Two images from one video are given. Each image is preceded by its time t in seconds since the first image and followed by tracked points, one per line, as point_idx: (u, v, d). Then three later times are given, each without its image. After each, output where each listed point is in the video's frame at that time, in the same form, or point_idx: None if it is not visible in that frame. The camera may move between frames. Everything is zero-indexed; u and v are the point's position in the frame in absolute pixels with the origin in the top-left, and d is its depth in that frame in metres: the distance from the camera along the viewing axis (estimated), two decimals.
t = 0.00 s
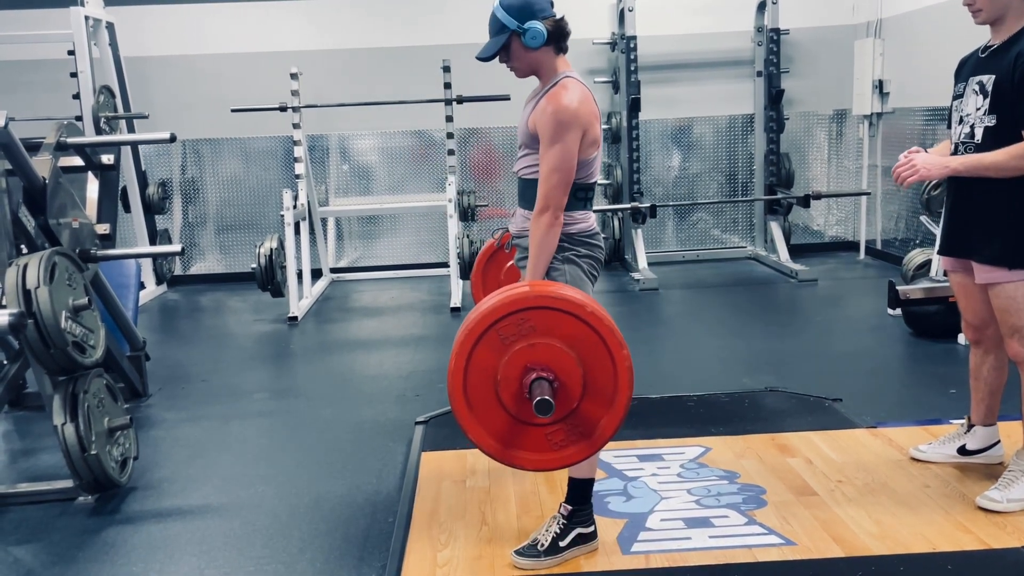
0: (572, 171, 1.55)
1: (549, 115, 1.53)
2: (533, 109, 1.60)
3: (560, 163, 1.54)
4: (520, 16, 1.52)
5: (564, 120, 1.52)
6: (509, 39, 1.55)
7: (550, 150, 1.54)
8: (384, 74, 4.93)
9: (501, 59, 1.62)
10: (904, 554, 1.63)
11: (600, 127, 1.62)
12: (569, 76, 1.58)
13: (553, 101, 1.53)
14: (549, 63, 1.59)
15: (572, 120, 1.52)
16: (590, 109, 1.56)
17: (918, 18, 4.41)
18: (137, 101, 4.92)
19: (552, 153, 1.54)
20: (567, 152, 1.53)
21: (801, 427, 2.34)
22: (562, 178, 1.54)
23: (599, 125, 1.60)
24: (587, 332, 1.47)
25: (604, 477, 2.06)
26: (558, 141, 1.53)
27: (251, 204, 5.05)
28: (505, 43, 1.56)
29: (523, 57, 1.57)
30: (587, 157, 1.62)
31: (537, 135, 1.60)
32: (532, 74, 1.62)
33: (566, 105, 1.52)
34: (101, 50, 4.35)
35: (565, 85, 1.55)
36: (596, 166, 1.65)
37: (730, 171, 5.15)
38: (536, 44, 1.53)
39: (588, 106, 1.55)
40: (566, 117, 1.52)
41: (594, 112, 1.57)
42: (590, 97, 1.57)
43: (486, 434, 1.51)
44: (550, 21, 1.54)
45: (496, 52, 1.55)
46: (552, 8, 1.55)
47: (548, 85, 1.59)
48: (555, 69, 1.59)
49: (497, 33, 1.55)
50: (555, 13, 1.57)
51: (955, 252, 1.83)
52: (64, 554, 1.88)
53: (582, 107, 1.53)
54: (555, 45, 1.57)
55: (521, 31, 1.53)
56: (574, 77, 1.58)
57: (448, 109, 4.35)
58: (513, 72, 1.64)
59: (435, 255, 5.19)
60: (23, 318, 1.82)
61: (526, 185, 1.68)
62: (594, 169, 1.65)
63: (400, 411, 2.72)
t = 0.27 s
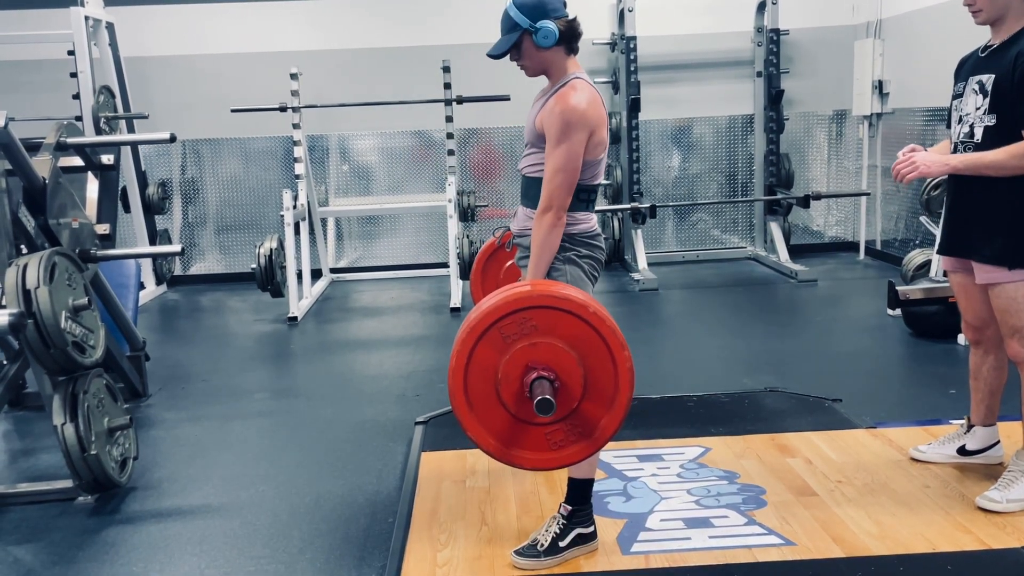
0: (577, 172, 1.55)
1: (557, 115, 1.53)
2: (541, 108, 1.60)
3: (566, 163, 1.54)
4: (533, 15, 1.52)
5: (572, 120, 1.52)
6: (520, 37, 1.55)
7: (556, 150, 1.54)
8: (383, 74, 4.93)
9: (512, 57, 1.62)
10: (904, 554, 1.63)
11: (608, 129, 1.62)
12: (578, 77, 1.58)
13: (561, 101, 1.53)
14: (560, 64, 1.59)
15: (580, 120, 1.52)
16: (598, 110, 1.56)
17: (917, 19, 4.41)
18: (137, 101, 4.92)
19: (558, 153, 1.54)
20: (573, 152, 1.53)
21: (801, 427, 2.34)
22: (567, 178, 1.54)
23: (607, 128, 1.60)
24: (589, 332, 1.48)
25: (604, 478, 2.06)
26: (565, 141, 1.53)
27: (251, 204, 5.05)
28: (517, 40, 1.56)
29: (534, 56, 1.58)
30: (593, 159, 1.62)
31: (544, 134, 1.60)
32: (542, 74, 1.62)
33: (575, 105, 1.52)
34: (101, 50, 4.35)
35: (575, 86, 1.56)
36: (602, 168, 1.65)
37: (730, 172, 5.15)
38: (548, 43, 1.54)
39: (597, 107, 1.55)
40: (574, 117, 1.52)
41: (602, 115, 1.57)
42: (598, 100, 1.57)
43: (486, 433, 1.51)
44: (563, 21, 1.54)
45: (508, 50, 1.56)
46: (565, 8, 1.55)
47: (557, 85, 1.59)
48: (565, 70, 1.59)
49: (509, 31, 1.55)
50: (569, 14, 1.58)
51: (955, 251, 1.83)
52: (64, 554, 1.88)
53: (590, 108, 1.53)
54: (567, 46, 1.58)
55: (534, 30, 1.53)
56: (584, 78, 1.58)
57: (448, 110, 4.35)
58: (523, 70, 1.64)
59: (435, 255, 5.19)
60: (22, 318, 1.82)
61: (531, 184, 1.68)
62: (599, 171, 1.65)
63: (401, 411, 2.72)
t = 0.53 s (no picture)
0: (577, 173, 1.55)
1: (557, 116, 1.53)
2: (541, 110, 1.61)
3: (566, 164, 1.54)
4: (530, 17, 1.52)
5: (571, 121, 1.52)
6: (519, 40, 1.55)
7: (556, 152, 1.54)
8: (383, 74, 4.94)
9: (511, 59, 1.62)
10: (903, 554, 1.64)
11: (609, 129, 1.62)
12: (578, 77, 1.58)
13: (561, 103, 1.53)
14: (558, 64, 1.59)
15: (580, 121, 1.52)
16: (598, 111, 1.56)
17: (917, 19, 4.41)
18: (137, 101, 4.92)
19: (559, 154, 1.54)
20: (574, 153, 1.54)
21: (801, 428, 2.34)
22: (568, 179, 1.54)
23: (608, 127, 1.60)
24: (590, 333, 1.48)
25: (604, 478, 2.06)
26: (565, 142, 1.53)
27: (251, 204, 5.05)
28: (515, 43, 1.56)
29: (532, 57, 1.58)
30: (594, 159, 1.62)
31: (544, 136, 1.60)
32: (541, 75, 1.62)
33: (574, 106, 1.53)
34: (102, 50, 4.36)
35: (574, 86, 1.56)
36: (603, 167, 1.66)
37: (730, 172, 5.15)
38: (545, 45, 1.54)
39: (596, 108, 1.56)
40: (574, 118, 1.52)
41: (602, 114, 1.58)
42: (597, 100, 1.57)
43: (487, 433, 1.50)
44: (560, 22, 1.54)
45: (505, 53, 1.56)
46: (561, 9, 1.55)
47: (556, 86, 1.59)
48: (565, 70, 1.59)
49: (507, 33, 1.55)
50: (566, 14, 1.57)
51: (955, 252, 1.84)
52: (64, 554, 1.88)
53: (590, 109, 1.53)
54: (565, 46, 1.57)
55: (530, 32, 1.53)
56: (583, 78, 1.58)
57: (448, 110, 4.35)
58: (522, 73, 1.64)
59: (435, 256, 5.20)
60: (22, 318, 1.82)
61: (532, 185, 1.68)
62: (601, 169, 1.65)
63: (400, 411, 2.72)
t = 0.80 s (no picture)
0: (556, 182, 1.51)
1: (524, 133, 1.50)
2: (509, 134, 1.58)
3: (543, 177, 1.50)
4: (463, 52, 1.50)
5: (540, 132, 1.49)
6: (463, 78, 1.53)
7: (531, 168, 1.51)
8: (383, 75, 4.94)
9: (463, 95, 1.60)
10: (903, 555, 1.64)
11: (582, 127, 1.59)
12: (532, 89, 1.55)
13: (527, 118, 1.50)
14: (510, 83, 1.55)
15: (548, 130, 1.49)
16: (563, 115, 1.53)
17: (917, 20, 4.41)
18: (137, 101, 4.92)
19: (534, 169, 1.50)
20: (548, 165, 1.50)
21: (801, 428, 2.34)
22: (547, 191, 1.50)
23: (579, 127, 1.56)
24: (597, 350, 1.44)
25: (604, 479, 2.06)
26: (539, 155, 1.50)
27: (251, 204, 5.05)
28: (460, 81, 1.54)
29: (483, 87, 1.55)
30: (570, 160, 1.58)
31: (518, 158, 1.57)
32: (499, 101, 1.59)
33: (539, 118, 1.49)
34: (101, 50, 4.36)
35: (531, 97, 1.52)
36: (591, 163, 1.63)
37: (730, 173, 5.15)
38: (489, 72, 1.51)
39: (560, 112, 1.52)
40: (541, 130, 1.49)
41: (569, 116, 1.54)
42: (559, 103, 1.53)
43: (493, 452, 1.47)
44: (496, 43, 1.51)
45: (455, 95, 1.53)
46: (491, 31, 1.53)
47: (515, 104, 1.56)
48: (517, 87, 1.56)
49: (449, 76, 1.53)
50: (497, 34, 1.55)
51: (955, 252, 1.84)
52: (64, 555, 1.88)
53: (555, 116, 1.50)
54: (508, 64, 1.54)
55: (470, 65, 1.51)
56: (537, 88, 1.55)
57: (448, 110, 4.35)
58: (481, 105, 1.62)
59: (435, 256, 5.20)
60: (22, 319, 1.82)
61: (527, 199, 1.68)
62: (590, 166, 1.63)
63: (400, 411, 2.72)
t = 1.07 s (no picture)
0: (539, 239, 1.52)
1: (498, 201, 1.52)
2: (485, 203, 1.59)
3: (525, 238, 1.50)
4: (422, 144, 1.53)
5: (513, 195, 1.50)
6: (431, 168, 1.56)
7: (511, 231, 1.51)
8: (384, 76, 4.94)
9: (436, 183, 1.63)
10: (903, 556, 1.64)
11: (554, 175, 1.60)
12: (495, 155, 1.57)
13: (498, 187, 1.52)
14: (474, 158, 1.58)
15: (520, 192, 1.50)
16: (531, 172, 1.54)
17: (917, 21, 4.42)
18: (137, 102, 4.92)
19: (514, 232, 1.51)
20: (528, 223, 1.51)
21: (801, 430, 2.34)
22: (530, 251, 1.50)
23: (550, 177, 1.58)
24: (597, 428, 1.41)
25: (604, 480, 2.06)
26: (517, 218, 1.51)
27: (251, 205, 5.05)
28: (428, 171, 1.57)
29: (452, 171, 1.58)
30: (549, 208, 1.61)
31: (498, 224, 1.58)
32: (469, 176, 1.62)
33: (509, 181, 1.51)
34: (102, 51, 4.36)
35: (497, 163, 1.54)
36: (576, 201, 1.65)
37: (730, 174, 5.15)
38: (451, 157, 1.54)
39: (527, 170, 1.54)
40: (513, 194, 1.50)
41: (538, 170, 1.56)
42: (523, 161, 1.55)
43: (497, 531, 1.44)
44: (449, 127, 1.55)
45: (428, 187, 1.57)
46: (441, 117, 1.57)
47: (485, 175, 1.58)
48: (482, 156, 1.58)
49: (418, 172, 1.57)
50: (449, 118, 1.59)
51: (955, 254, 1.84)
52: (64, 555, 1.88)
53: (523, 175, 1.52)
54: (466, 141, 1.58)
55: (433, 154, 1.54)
56: (500, 151, 1.57)
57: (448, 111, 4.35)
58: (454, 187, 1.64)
59: (435, 257, 5.20)
60: (22, 319, 1.82)
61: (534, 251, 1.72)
62: (579, 202, 1.66)
63: (400, 413, 2.72)
